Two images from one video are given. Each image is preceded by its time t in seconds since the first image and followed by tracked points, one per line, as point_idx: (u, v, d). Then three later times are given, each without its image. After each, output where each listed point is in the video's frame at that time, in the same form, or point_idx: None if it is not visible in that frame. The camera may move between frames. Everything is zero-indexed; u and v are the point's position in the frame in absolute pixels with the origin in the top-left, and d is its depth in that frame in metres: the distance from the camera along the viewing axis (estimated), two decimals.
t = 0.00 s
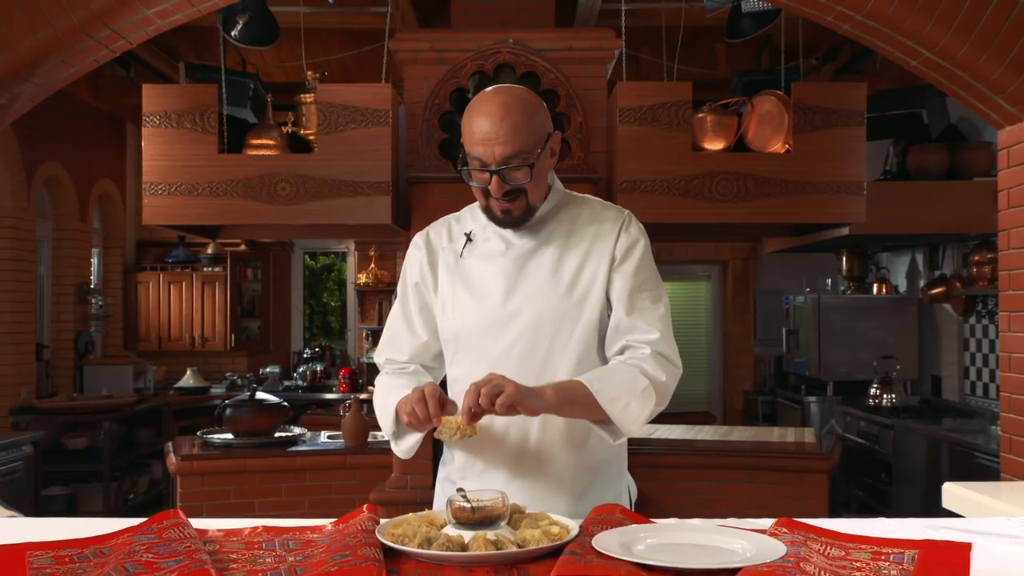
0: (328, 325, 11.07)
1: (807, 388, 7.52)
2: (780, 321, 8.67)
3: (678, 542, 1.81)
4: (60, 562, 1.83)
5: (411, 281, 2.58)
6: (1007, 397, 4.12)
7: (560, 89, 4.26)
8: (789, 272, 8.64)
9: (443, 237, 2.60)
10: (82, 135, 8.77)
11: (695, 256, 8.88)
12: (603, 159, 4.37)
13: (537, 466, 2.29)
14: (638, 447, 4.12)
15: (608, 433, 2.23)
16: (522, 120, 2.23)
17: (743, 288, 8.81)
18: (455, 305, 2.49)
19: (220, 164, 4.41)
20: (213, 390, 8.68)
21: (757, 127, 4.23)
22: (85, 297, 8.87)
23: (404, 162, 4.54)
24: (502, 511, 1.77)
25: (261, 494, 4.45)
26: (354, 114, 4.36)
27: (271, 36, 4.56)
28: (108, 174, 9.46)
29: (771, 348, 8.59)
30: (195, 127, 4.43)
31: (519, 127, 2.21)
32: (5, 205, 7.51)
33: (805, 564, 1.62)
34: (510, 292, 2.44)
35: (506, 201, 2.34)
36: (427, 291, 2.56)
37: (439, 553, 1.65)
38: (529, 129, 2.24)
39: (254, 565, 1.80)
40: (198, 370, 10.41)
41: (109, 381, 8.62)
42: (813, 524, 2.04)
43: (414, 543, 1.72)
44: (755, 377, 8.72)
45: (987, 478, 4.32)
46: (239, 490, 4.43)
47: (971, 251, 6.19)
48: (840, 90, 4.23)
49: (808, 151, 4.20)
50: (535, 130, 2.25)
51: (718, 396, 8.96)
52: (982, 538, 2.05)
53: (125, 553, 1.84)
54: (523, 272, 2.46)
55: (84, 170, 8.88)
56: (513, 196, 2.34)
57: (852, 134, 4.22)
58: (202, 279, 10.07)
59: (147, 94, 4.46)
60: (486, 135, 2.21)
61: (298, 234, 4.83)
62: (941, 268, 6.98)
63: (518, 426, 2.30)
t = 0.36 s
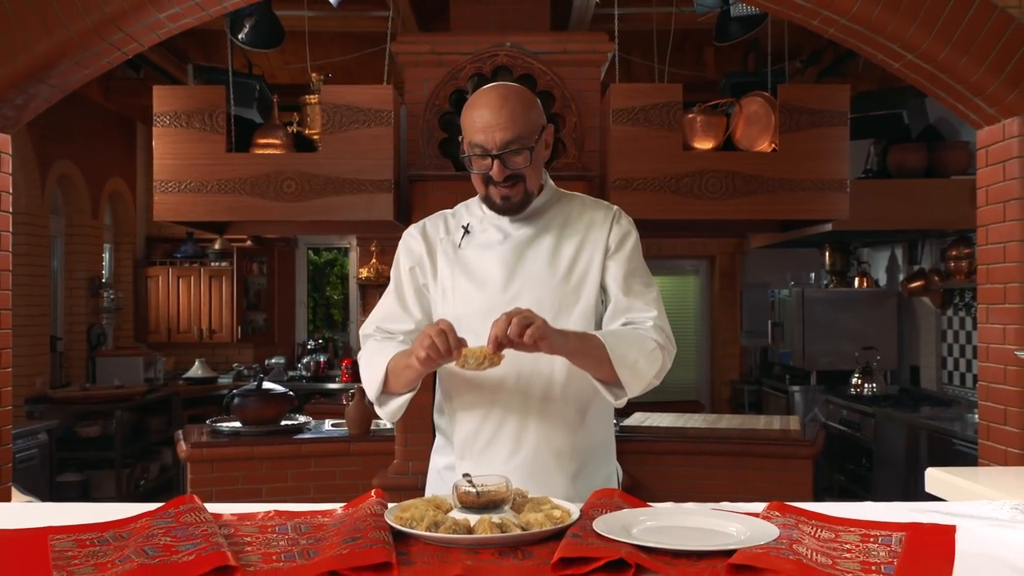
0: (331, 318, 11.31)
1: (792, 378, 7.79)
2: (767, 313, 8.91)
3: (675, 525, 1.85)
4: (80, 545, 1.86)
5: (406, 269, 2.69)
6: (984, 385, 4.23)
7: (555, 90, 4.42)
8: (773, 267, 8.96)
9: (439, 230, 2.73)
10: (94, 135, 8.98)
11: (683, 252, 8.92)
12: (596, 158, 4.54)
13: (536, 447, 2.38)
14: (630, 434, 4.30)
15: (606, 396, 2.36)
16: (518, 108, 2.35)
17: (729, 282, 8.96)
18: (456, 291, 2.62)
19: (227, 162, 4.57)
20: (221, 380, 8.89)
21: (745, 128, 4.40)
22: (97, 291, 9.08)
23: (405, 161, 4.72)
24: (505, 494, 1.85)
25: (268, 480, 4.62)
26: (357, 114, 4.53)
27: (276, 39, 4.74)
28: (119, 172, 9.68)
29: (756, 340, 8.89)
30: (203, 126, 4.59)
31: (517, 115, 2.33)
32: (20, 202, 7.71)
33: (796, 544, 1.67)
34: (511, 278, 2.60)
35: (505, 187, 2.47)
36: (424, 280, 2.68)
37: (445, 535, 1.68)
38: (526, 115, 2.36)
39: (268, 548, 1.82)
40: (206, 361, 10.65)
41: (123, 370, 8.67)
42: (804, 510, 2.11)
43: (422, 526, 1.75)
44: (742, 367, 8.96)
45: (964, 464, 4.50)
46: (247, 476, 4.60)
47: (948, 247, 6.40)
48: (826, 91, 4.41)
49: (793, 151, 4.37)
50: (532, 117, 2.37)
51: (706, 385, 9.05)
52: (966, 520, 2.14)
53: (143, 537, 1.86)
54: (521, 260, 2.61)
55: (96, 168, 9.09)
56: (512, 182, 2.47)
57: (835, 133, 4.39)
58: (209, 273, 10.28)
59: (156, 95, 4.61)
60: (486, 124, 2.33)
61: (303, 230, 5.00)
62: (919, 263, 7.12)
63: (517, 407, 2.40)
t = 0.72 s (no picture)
0: (332, 311, 11.56)
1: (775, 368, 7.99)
2: (751, 306, 9.13)
3: (672, 509, 1.93)
4: (99, 529, 1.92)
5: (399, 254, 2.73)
6: (961, 375, 4.13)
7: (550, 92, 4.61)
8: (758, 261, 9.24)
9: (431, 222, 2.82)
10: (104, 135, 9.16)
11: (673, 247, 9.18)
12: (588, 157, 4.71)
13: (536, 430, 2.53)
14: (622, 423, 4.48)
15: (617, 352, 2.47)
16: (518, 98, 2.43)
17: (716, 277, 9.20)
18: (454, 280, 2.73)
19: (234, 161, 4.73)
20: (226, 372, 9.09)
21: (732, 128, 4.60)
22: (107, 286, 9.27)
23: (405, 160, 4.91)
24: (508, 481, 1.92)
25: (273, 467, 4.81)
26: (359, 114, 4.70)
27: (280, 43, 4.91)
28: (127, 171, 9.87)
29: (741, 332, 9.11)
30: (211, 127, 4.76)
31: (518, 103, 2.41)
32: (33, 200, 7.90)
33: (789, 529, 1.72)
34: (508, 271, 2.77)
35: (507, 176, 2.54)
36: (418, 267, 2.75)
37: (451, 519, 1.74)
38: (525, 105, 2.45)
39: (279, 533, 1.90)
40: (213, 353, 10.86)
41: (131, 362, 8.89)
42: (793, 493, 2.18)
43: (428, 510, 1.82)
44: (727, 358, 9.18)
45: (941, 451, 4.70)
46: (252, 463, 4.77)
47: (925, 243, 6.61)
48: (810, 93, 4.60)
49: (777, 150, 4.55)
50: (531, 106, 2.46)
51: (692, 377, 9.31)
52: (948, 504, 2.17)
53: (160, 521, 1.94)
54: (517, 253, 2.77)
55: (105, 167, 9.27)
56: (513, 170, 2.54)
57: (818, 134, 4.58)
58: (214, 269, 10.57)
59: (166, 95, 4.78)
60: (488, 114, 2.40)
61: (306, 226, 5.18)
62: (898, 257, 7.33)
63: (519, 394, 2.53)
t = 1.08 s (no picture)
0: (329, 304, 11.88)
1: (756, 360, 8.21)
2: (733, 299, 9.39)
3: (665, 495, 2.10)
4: (110, 516, 2.09)
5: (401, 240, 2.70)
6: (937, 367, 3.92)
7: (541, 94, 4.78)
8: (740, 257, 9.48)
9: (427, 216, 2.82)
10: (107, 134, 9.32)
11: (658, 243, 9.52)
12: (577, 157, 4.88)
13: (542, 413, 2.56)
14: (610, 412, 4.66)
15: (634, 306, 2.48)
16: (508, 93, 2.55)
17: (700, 272, 9.52)
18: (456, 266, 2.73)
19: (235, 160, 4.88)
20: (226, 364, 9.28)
21: (715, 129, 4.78)
22: (111, 281, 9.42)
23: (400, 159, 5.08)
24: (504, 468, 2.14)
25: (273, 456, 4.97)
26: (356, 115, 4.86)
27: (278, 47, 5.08)
28: (130, 169, 10.03)
29: (724, 325, 9.39)
30: (212, 127, 4.91)
31: (511, 96, 2.52)
32: (39, 197, 8.04)
33: (775, 513, 1.89)
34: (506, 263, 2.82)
35: (507, 164, 2.58)
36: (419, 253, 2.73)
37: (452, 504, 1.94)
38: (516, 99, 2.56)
39: (285, 518, 2.08)
40: (213, 345, 11.04)
41: (134, 355, 9.08)
42: (780, 480, 2.33)
43: (430, 497, 2.02)
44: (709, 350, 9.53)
45: (916, 438, 4.89)
46: (254, 452, 4.93)
47: (901, 239, 6.82)
48: (790, 95, 4.78)
49: (759, 150, 4.73)
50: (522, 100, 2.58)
51: (675, 367, 9.73)
52: (929, 490, 2.17)
53: (169, 508, 2.10)
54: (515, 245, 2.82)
55: (108, 165, 9.43)
56: (511, 159, 2.59)
57: (798, 134, 4.76)
58: (216, 264, 10.63)
59: (169, 96, 4.92)
60: (484, 105, 2.49)
61: (304, 223, 5.34)
62: (873, 254, 7.53)
63: (526, 378, 2.57)
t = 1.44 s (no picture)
0: (321, 298, 12.00)
1: (742, 352, 8.32)
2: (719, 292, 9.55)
3: (659, 484, 2.21)
4: (110, 507, 2.14)
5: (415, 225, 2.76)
6: (922, 358, 4.00)
7: (532, 90, 4.85)
8: (726, 250, 9.62)
9: (439, 205, 2.86)
10: (101, 129, 9.33)
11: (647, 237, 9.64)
12: (568, 151, 4.94)
13: (548, 403, 2.59)
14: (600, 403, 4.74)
15: (643, 299, 2.53)
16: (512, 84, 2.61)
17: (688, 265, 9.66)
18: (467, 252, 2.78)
19: (229, 154, 4.92)
20: (220, 357, 9.33)
21: (704, 124, 4.85)
22: (105, 274, 9.44)
23: (393, 154, 5.13)
24: (500, 459, 2.21)
25: (267, 448, 5.02)
26: (350, 110, 4.90)
27: (272, 42, 5.20)
28: (123, 164, 10.05)
29: (711, 318, 9.49)
30: (206, 121, 4.95)
31: (514, 84, 2.58)
32: (34, 192, 8.06)
33: (767, 502, 2.00)
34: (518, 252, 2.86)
35: (511, 150, 2.62)
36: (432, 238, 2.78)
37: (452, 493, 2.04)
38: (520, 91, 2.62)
39: (285, 509, 2.14)
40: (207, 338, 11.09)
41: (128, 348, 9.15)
42: (771, 469, 2.43)
43: (428, 487, 2.12)
44: (696, 342, 9.68)
45: (900, 429, 4.98)
46: (248, 444, 4.98)
47: (885, 233, 6.92)
48: (779, 92, 4.85)
49: (747, 145, 4.81)
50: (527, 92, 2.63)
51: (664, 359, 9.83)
52: (917, 480, 2.26)
53: (170, 499, 2.16)
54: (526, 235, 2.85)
55: (102, 160, 9.43)
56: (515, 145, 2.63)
57: (786, 130, 4.84)
58: (209, 258, 10.71)
59: (163, 91, 4.95)
60: (487, 94, 2.56)
61: (298, 217, 5.39)
62: (858, 248, 7.63)
63: (533, 367, 2.60)
